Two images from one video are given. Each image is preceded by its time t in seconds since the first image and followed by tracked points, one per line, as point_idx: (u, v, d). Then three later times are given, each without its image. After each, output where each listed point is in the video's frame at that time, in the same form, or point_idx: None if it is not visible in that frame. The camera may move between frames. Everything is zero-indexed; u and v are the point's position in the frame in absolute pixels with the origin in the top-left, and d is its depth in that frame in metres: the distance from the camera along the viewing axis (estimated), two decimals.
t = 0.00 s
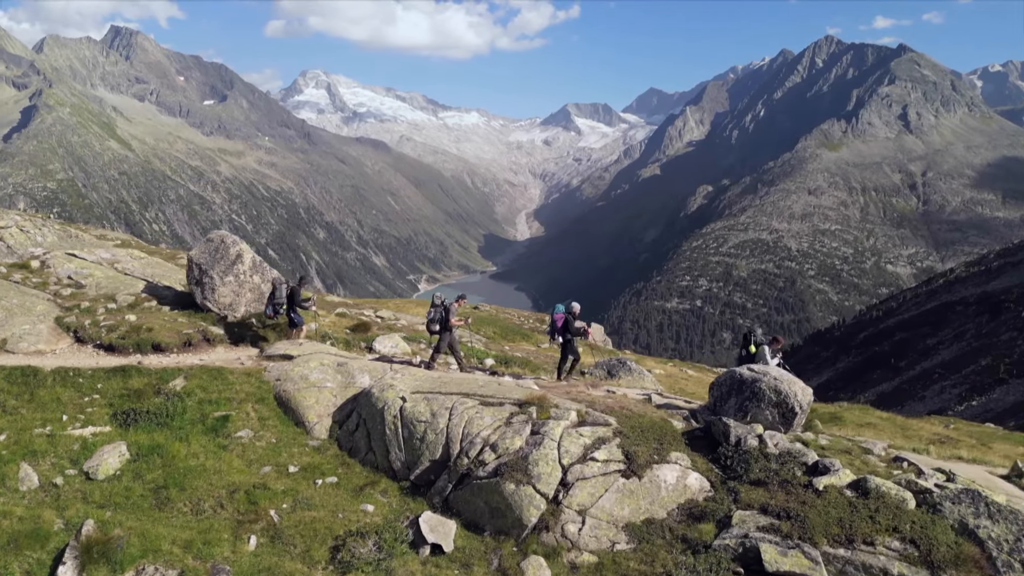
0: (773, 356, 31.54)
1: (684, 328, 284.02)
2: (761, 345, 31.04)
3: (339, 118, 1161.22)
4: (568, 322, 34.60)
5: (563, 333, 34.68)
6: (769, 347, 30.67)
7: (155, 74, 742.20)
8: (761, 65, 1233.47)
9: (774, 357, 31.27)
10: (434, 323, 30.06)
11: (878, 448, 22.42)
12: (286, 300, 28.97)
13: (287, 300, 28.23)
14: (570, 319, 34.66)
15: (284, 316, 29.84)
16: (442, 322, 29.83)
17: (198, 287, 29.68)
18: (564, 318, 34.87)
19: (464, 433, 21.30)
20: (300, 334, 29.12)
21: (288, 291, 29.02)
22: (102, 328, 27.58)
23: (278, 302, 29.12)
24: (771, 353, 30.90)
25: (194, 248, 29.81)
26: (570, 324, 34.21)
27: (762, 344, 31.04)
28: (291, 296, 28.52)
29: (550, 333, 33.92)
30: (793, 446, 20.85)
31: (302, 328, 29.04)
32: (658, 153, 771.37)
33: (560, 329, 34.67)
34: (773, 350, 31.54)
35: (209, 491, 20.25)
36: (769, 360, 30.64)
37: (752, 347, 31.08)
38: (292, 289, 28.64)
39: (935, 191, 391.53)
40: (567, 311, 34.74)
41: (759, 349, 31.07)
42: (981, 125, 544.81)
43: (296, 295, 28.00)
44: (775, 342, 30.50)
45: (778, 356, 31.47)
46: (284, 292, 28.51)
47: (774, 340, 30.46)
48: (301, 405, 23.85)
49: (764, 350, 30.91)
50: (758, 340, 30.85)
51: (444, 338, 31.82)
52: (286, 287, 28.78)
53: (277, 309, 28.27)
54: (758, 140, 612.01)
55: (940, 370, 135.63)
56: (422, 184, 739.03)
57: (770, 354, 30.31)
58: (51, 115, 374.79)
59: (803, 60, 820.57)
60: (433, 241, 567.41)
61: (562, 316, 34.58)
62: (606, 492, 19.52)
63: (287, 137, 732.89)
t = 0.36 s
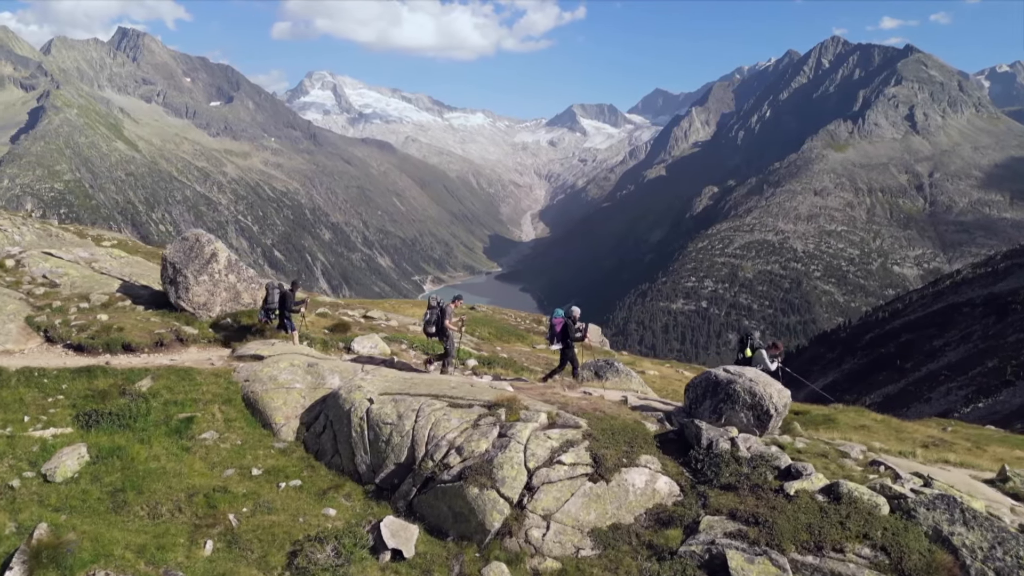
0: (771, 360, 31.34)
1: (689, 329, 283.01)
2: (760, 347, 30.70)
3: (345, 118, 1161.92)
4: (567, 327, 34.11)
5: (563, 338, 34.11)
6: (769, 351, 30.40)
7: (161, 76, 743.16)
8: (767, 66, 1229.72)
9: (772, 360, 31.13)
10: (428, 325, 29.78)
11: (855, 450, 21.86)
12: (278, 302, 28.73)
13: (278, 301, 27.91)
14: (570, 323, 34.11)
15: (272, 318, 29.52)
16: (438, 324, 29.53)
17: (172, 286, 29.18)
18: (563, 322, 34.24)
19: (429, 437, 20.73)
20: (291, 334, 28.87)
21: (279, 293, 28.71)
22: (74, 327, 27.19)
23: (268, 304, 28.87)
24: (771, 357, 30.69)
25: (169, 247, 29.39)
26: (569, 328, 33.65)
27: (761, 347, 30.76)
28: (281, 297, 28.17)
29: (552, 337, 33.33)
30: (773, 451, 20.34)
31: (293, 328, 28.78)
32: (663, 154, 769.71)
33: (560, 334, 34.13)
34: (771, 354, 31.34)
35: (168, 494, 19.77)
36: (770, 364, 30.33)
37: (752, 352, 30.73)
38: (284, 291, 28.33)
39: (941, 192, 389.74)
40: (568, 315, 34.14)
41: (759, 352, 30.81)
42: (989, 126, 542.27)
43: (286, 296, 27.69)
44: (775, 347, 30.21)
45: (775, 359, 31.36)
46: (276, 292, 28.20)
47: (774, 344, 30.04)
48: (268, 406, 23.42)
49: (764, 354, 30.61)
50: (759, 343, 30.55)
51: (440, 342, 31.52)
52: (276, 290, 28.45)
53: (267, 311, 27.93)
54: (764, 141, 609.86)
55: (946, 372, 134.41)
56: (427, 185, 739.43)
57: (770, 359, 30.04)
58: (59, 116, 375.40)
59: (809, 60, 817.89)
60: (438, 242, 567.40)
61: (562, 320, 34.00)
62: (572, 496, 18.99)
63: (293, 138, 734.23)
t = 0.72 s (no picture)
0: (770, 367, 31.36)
1: (695, 330, 281.92)
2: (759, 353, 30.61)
3: (351, 119, 1162.89)
4: (564, 325, 33.45)
5: (559, 337, 33.56)
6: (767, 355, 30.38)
7: (168, 77, 743.77)
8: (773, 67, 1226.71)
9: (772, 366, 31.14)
10: (425, 326, 29.46)
11: (832, 453, 21.39)
12: (267, 301, 28.55)
13: (272, 301, 28.12)
14: (566, 321, 33.43)
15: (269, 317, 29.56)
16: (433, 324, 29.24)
17: (146, 284, 28.70)
18: (558, 321, 33.69)
19: (394, 438, 20.18)
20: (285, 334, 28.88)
21: (272, 290, 28.91)
22: (44, 327, 26.77)
23: (262, 302, 29.04)
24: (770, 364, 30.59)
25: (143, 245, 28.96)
26: (566, 327, 33.02)
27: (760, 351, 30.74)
28: (275, 295, 28.28)
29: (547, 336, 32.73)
30: (744, 452, 20.00)
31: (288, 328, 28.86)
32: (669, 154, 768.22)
33: (555, 333, 33.58)
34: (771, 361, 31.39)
35: (127, 496, 19.30)
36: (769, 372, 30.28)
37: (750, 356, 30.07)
38: (278, 289, 28.38)
39: (948, 192, 387.80)
40: (564, 315, 33.59)
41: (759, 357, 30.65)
42: (996, 126, 539.64)
43: (283, 295, 27.89)
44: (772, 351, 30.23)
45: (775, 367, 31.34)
46: (269, 290, 28.29)
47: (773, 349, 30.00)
48: (234, 407, 23.00)
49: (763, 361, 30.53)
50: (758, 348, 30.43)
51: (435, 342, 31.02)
52: (271, 286, 28.68)
53: (261, 310, 27.92)
54: (771, 141, 608.14)
55: (953, 373, 133.41)
56: (433, 185, 739.14)
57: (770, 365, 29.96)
58: (66, 117, 375.96)
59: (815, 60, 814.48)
60: (443, 243, 567.12)
61: (559, 320, 33.47)
62: (535, 500, 18.50)
63: (299, 138, 734.89)
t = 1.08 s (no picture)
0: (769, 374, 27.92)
1: (700, 331, 281.44)
2: (756, 354, 27.37)
3: (357, 120, 1164.31)
4: (560, 328, 31.90)
5: (555, 341, 32.01)
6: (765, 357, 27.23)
7: (175, 77, 745.26)
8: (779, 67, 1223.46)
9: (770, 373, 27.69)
10: (424, 328, 29.30)
11: (807, 456, 20.99)
12: (256, 305, 28.40)
13: (259, 303, 27.90)
14: (563, 324, 31.92)
15: (256, 320, 29.39)
16: (432, 326, 29.12)
17: (119, 283, 28.28)
18: (555, 325, 32.25)
19: (356, 441, 19.66)
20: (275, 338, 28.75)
21: (261, 294, 28.77)
22: (13, 326, 26.39)
23: (250, 305, 28.73)
24: (769, 371, 27.34)
25: (115, 243, 28.54)
26: (563, 330, 31.51)
27: (759, 352, 27.40)
28: (264, 298, 28.11)
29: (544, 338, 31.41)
30: (717, 457, 19.39)
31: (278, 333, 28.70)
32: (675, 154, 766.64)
33: (551, 337, 32.05)
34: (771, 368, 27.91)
35: (78, 498, 18.85)
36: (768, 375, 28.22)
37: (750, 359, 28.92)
38: (267, 293, 28.21)
39: (956, 192, 386.13)
40: (561, 317, 32.19)
41: (755, 359, 27.40)
42: (1004, 126, 536.95)
43: (271, 298, 27.72)
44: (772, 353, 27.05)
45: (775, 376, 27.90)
46: (260, 293, 28.16)
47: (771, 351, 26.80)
48: (199, 407, 22.55)
49: (758, 364, 27.19)
50: (755, 349, 27.27)
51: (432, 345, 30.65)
52: (261, 290, 28.52)
53: (250, 313, 27.77)
54: (777, 140, 606.44)
55: (959, 374, 132.48)
56: (438, 186, 739.85)
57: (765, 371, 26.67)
58: (73, 117, 376.85)
59: (822, 60, 811.85)
60: (449, 243, 567.25)
61: (556, 322, 31.96)
62: (498, 503, 17.99)
63: (305, 139, 735.92)
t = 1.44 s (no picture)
0: (767, 375, 27.86)
1: (706, 331, 280.24)
2: (754, 359, 27.30)
3: (363, 121, 1165.15)
4: (553, 328, 30.80)
5: (547, 341, 30.86)
6: (762, 362, 27.04)
7: (181, 78, 745.43)
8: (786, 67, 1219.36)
9: (768, 376, 27.72)
10: (419, 332, 29.41)
11: (781, 460, 20.41)
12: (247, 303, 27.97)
13: (249, 302, 27.41)
14: (555, 325, 31.06)
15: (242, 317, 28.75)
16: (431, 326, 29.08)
17: (90, 281, 27.90)
18: (547, 324, 31.17)
19: (316, 443, 19.19)
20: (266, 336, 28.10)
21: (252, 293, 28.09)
22: None
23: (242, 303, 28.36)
24: (765, 375, 27.21)
25: (88, 241, 28.16)
26: (555, 331, 30.49)
27: (755, 357, 27.38)
28: (253, 298, 27.66)
29: (537, 340, 30.54)
30: (688, 459, 19.04)
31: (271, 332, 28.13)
32: (680, 154, 765.06)
33: (544, 338, 30.96)
34: (769, 370, 28.03)
35: (30, 501, 18.38)
36: (763, 379, 27.10)
37: (746, 363, 27.79)
38: (256, 291, 27.51)
39: (963, 193, 383.85)
40: (554, 318, 31.13)
41: (753, 364, 27.24)
42: (1012, 127, 533.85)
43: (261, 296, 26.95)
44: (771, 356, 26.99)
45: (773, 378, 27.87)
46: (249, 291, 27.50)
47: (770, 354, 26.76)
48: (163, 408, 22.12)
49: (756, 369, 27.13)
50: (752, 353, 27.11)
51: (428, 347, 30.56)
52: (252, 290, 27.79)
53: (240, 312, 27.25)
54: (783, 140, 604.06)
55: (966, 376, 131.19)
56: (443, 186, 739.63)
57: (764, 375, 26.70)
58: (81, 118, 377.16)
59: (829, 61, 809.36)
60: (454, 244, 567.33)
61: (548, 323, 30.86)
62: (456, 509, 17.46)
63: (311, 139, 736.95)
